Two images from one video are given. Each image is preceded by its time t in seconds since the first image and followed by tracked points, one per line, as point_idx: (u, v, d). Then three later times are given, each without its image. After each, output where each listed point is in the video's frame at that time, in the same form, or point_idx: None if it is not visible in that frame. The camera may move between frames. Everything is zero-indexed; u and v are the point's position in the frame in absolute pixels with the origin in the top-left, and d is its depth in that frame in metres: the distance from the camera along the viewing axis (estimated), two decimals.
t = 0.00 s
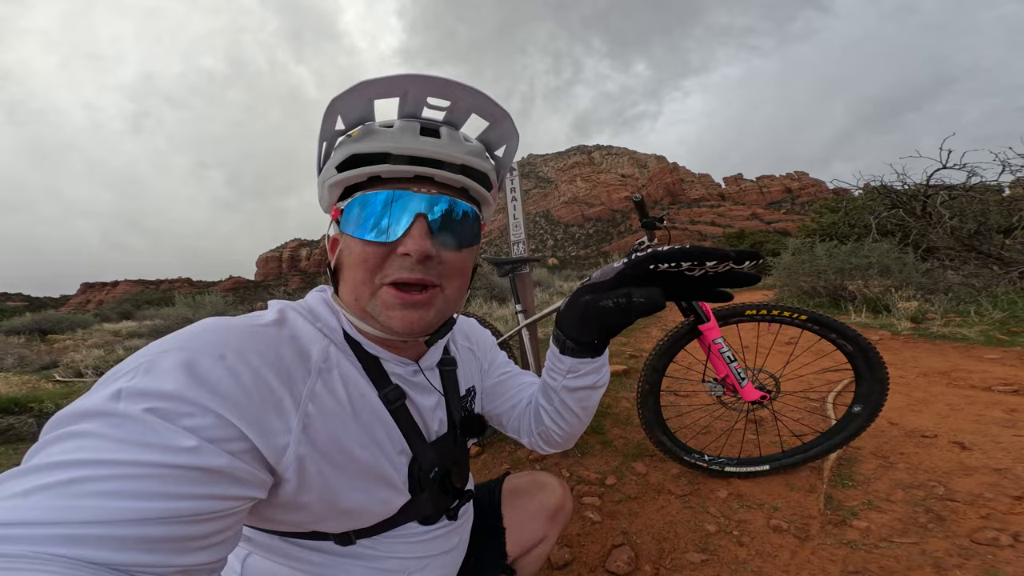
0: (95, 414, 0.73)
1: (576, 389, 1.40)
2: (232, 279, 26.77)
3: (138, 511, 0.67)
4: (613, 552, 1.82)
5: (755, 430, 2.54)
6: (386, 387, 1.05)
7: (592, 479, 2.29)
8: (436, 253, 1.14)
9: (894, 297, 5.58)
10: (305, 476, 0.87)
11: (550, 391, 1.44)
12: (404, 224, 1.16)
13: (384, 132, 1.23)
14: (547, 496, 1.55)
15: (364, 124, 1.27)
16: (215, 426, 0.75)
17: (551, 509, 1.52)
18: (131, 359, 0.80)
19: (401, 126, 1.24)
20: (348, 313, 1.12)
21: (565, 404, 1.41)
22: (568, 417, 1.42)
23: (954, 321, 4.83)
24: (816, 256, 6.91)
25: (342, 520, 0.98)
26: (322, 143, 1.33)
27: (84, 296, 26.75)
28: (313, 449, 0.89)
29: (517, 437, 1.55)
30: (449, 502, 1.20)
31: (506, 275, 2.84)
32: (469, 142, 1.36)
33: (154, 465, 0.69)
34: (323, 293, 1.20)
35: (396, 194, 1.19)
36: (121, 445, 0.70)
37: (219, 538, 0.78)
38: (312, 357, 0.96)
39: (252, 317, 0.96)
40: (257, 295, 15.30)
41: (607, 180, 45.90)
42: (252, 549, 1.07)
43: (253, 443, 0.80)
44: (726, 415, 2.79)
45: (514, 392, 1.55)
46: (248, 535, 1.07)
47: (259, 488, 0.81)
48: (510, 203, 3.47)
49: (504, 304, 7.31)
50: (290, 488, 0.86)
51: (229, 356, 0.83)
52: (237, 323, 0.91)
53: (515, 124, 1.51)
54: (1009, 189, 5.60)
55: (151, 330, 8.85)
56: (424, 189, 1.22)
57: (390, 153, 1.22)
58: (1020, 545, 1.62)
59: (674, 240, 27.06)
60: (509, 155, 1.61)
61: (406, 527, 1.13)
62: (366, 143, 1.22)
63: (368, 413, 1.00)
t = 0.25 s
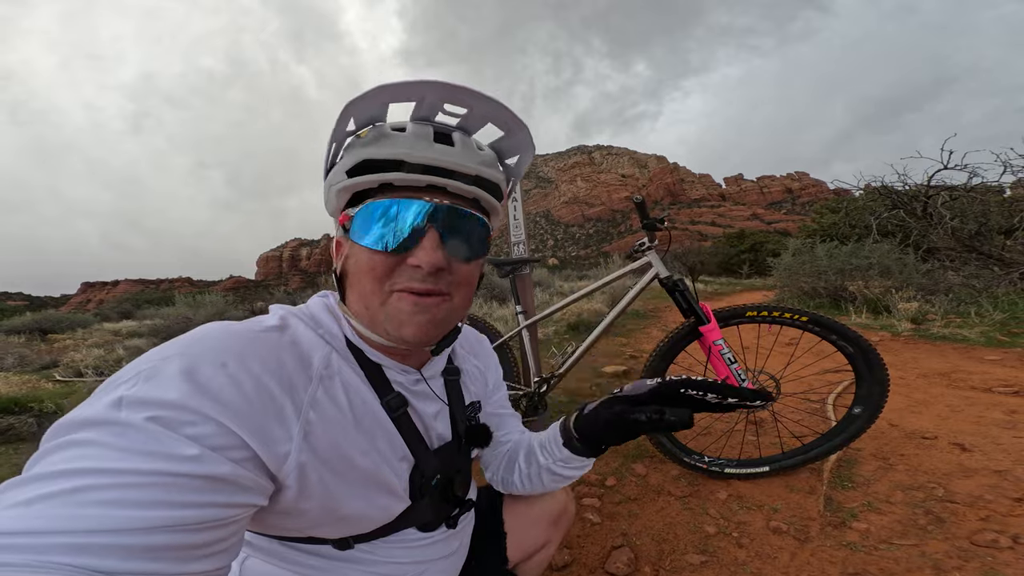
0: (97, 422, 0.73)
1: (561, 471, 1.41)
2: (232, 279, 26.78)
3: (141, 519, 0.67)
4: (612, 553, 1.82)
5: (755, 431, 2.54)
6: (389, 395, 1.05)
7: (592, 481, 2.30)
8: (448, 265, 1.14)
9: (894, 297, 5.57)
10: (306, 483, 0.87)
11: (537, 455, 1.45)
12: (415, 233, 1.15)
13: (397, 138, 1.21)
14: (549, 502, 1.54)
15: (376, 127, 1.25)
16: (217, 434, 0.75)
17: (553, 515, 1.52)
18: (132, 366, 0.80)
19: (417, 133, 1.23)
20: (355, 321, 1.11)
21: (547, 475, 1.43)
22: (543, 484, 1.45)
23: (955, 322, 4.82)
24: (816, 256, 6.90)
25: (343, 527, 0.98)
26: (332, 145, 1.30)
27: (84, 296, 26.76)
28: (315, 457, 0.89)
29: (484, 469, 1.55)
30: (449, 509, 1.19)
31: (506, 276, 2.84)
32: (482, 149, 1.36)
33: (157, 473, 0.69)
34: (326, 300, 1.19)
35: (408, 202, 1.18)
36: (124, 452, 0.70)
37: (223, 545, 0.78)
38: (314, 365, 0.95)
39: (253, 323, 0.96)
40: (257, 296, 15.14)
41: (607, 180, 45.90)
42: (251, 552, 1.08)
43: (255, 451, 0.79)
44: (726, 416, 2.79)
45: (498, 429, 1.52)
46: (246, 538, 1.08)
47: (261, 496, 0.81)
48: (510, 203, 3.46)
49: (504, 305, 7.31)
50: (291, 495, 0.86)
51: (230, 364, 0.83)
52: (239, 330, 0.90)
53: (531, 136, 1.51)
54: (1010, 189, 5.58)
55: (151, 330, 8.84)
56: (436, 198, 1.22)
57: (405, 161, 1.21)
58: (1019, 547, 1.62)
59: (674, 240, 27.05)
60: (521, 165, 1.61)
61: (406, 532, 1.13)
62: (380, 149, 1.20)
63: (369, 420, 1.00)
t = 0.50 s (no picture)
0: (66, 426, 0.72)
1: (546, 467, 1.40)
2: (233, 279, 26.81)
3: (114, 522, 0.67)
4: (608, 558, 1.80)
5: (754, 434, 2.52)
6: (373, 397, 1.03)
7: (589, 484, 2.29)
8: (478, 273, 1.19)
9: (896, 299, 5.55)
10: (283, 486, 0.87)
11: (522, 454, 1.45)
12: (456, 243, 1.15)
13: (450, 152, 1.17)
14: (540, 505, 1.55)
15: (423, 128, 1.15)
16: (193, 437, 0.75)
17: (545, 518, 1.52)
18: (105, 368, 0.79)
19: (462, 148, 1.22)
20: (386, 326, 1.10)
21: (531, 474, 1.42)
22: (530, 484, 1.44)
23: (957, 324, 4.80)
24: (819, 257, 6.88)
25: (322, 529, 0.98)
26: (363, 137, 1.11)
27: (86, 296, 26.87)
28: (293, 460, 0.88)
29: (474, 471, 1.56)
30: (435, 513, 1.18)
31: (504, 277, 2.83)
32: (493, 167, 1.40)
33: (130, 476, 0.69)
34: (310, 302, 1.16)
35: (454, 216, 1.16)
36: (95, 456, 0.70)
37: (198, 548, 0.79)
38: (294, 367, 0.94)
39: (232, 325, 0.94)
40: (259, 296, 15.15)
41: (609, 180, 45.86)
42: (230, 553, 1.08)
43: (230, 455, 0.79)
44: (726, 419, 2.77)
45: (487, 432, 1.53)
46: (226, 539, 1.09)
47: (238, 498, 0.81)
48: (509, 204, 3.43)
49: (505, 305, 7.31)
50: (267, 498, 0.86)
51: (206, 367, 0.81)
52: (216, 333, 0.89)
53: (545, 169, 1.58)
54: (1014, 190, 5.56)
55: (151, 330, 8.83)
56: (469, 214, 1.24)
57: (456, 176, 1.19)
58: (1019, 553, 1.60)
59: (676, 240, 27.01)
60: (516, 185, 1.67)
61: (391, 535, 1.12)
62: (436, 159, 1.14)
63: (351, 424, 0.99)
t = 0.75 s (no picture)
0: (54, 432, 0.69)
1: (536, 478, 1.38)
2: (235, 279, 26.86)
3: (105, 529, 0.65)
4: (604, 566, 1.78)
5: (754, 440, 2.50)
6: (364, 408, 1.01)
7: (587, 490, 2.27)
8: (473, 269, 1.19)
9: (899, 301, 5.54)
10: (273, 496, 0.86)
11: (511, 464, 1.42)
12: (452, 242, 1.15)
13: (439, 159, 1.17)
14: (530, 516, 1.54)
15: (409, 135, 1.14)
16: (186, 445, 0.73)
17: (534, 530, 1.51)
18: (96, 374, 0.77)
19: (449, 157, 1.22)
20: (387, 332, 1.08)
21: (521, 484, 1.40)
22: (520, 495, 1.41)
23: (960, 326, 4.76)
24: (822, 259, 6.86)
25: (312, 538, 0.96)
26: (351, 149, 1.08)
27: (89, 296, 26.97)
28: (284, 470, 0.87)
29: (465, 482, 1.54)
30: (426, 524, 1.16)
31: (502, 281, 2.81)
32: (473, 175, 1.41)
33: (122, 483, 0.67)
34: (302, 313, 1.14)
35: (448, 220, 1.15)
36: (85, 463, 0.67)
37: (186, 558, 0.76)
38: (287, 378, 0.92)
39: (224, 334, 0.92)
40: (263, 296, 15.30)
41: (610, 181, 45.80)
42: (218, 562, 1.07)
43: (222, 465, 0.77)
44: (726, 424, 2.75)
45: (479, 442, 1.51)
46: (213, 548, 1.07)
47: (229, 507, 0.79)
48: (507, 206, 3.40)
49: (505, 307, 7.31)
50: (257, 507, 0.84)
51: (198, 376, 0.80)
52: (209, 341, 0.87)
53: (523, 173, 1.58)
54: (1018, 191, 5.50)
55: (152, 330, 8.84)
56: (460, 219, 1.23)
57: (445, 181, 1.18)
58: (1020, 562, 1.57)
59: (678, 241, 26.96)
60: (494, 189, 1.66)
61: (380, 547, 1.10)
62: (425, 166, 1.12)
63: (345, 436, 0.97)
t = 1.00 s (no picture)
0: (29, 442, 0.66)
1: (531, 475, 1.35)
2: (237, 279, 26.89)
3: (86, 542, 0.63)
4: None
5: (754, 446, 2.46)
6: (351, 421, 0.98)
7: (583, 497, 2.24)
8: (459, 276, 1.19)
9: (902, 304, 5.49)
10: (255, 509, 0.83)
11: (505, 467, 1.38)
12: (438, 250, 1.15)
13: (422, 167, 1.16)
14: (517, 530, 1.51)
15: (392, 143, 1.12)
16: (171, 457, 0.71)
17: (519, 545, 1.48)
18: (76, 381, 0.74)
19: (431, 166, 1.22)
20: (375, 340, 1.06)
21: (516, 486, 1.36)
22: (518, 498, 1.38)
23: (964, 329, 4.71)
24: (824, 260, 6.82)
25: (293, 550, 0.94)
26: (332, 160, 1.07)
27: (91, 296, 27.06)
28: (267, 483, 0.84)
29: (462, 494, 1.50)
30: (412, 539, 1.13)
31: (499, 285, 2.78)
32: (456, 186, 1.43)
33: (104, 495, 0.65)
34: (287, 323, 1.12)
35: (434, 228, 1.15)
36: (64, 474, 0.64)
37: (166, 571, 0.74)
38: (272, 389, 0.89)
39: (208, 343, 0.89)
40: (263, 296, 15.40)
41: (612, 181, 45.75)
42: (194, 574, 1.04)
43: (204, 478, 0.74)
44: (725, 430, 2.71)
45: (471, 453, 1.47)
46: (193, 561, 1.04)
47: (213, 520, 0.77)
48: (505, 209, 3.37)
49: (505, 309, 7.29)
50: (238, 520, 0.82)
51: (182, 386, 0.77)
52: (193, 351, 0.84)
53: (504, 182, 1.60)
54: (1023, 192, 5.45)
55: (151, 330, 8.83)
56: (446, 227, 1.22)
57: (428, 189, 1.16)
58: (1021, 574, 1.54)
59: (679, 242, 26.90)
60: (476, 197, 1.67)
61: (363, 563, 1.07)
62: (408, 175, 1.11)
63: (331, 449, 0.94)
